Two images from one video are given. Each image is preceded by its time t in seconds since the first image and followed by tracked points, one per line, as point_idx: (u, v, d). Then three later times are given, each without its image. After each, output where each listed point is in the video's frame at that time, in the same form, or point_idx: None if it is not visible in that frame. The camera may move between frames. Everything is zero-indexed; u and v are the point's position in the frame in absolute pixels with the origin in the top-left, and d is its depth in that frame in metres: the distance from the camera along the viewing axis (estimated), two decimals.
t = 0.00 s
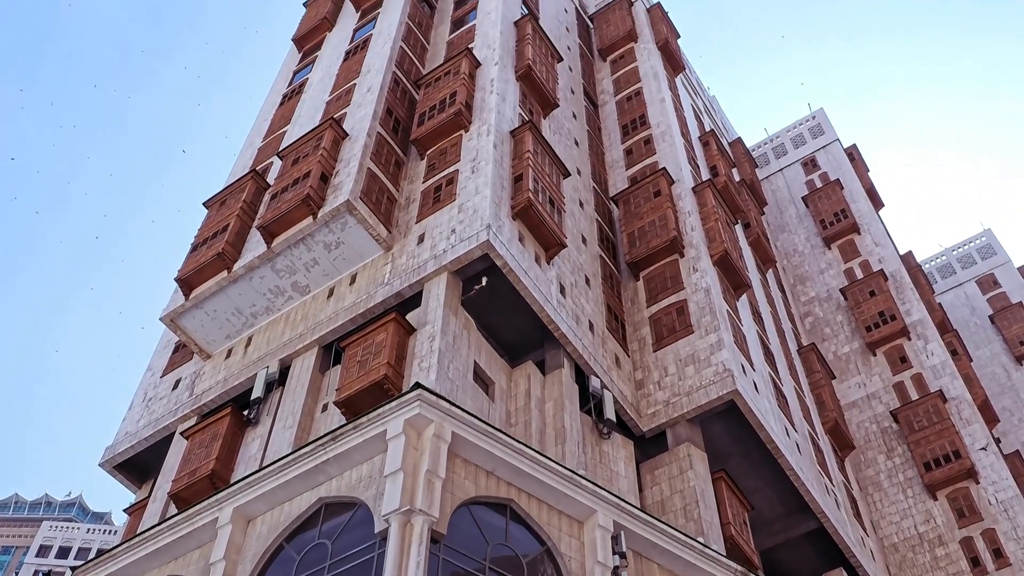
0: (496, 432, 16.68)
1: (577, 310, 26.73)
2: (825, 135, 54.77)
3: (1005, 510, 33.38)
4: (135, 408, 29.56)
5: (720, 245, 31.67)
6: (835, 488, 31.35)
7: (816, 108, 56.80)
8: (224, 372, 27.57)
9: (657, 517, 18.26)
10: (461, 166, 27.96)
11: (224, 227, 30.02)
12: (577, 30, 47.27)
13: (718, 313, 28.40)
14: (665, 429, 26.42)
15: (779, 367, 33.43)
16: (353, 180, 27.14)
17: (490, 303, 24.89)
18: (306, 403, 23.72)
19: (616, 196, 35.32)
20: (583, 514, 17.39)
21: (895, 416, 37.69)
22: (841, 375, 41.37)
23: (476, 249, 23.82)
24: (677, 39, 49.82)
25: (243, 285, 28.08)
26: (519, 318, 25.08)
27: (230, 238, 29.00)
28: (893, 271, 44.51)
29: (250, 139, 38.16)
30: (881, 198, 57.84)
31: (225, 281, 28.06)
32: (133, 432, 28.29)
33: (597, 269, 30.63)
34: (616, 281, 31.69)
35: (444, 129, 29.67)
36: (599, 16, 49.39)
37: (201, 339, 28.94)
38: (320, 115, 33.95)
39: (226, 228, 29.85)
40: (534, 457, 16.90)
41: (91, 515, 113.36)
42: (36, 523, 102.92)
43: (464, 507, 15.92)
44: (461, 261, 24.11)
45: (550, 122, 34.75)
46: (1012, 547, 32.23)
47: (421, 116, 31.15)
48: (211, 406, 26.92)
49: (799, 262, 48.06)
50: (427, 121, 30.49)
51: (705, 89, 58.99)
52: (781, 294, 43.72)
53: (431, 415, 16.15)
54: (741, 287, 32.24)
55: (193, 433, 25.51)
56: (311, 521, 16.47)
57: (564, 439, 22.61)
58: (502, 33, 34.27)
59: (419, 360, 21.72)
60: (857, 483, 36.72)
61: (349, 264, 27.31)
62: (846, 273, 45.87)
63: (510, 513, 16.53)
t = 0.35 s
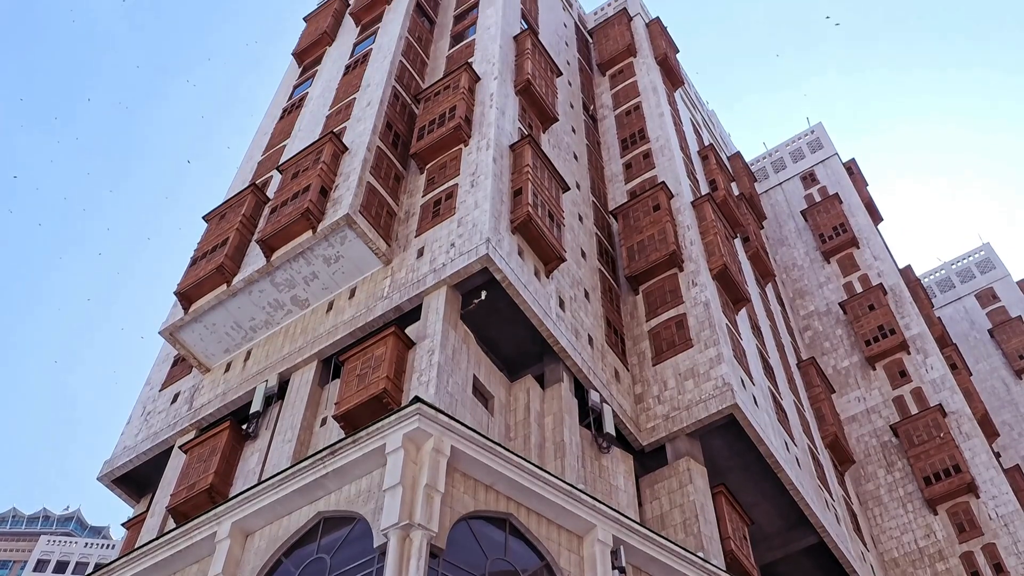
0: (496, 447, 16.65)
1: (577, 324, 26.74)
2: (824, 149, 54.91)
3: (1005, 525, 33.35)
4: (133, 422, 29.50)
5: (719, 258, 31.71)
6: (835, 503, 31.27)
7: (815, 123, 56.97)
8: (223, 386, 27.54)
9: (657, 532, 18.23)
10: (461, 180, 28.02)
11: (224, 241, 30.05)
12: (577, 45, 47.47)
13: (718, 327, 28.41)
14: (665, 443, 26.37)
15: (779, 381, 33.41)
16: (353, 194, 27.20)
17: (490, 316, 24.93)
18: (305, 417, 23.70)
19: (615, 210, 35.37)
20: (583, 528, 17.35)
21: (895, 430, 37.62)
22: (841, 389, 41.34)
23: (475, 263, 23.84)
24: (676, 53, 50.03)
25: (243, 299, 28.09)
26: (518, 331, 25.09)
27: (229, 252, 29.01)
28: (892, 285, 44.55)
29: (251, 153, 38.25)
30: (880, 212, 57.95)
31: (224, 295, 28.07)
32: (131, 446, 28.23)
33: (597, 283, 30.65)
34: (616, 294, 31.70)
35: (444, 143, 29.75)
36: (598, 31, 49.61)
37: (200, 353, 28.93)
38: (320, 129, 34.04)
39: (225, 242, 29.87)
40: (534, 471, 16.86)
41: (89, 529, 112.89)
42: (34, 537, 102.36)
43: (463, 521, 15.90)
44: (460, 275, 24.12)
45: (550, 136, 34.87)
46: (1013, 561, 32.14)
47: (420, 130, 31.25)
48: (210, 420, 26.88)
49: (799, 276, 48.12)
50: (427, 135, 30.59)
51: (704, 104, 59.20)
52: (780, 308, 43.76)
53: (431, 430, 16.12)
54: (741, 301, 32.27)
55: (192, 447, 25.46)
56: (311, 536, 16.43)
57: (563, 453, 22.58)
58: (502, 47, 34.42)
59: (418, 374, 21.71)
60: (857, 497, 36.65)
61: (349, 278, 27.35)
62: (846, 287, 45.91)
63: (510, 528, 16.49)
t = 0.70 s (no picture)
0: (495, 459, 16.63)
1: (576, 336, 26.75)
2: (823, 161, 55.06)
3: (1005, 537, 33.26)
4: (132, 434, 29.45)
5: (718, 271, 31.74)
6: (835, 516, 31.21)
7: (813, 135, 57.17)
8: (222, 398, 27.51)
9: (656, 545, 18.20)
10: (460, 192, 28.08)
11: (223, 253, 30.07)
12: (577, 58, 47.64)
13: (717, 339, 28.42)
14: (664, 456, 26.34)
15: (778, 394, 33.38)
16: (352, 207, 27.25)
17: (489, 329, 24.93)
18: (304, 429, 23.67)
19: (614, 222, 35.43)
20: (582, 541, 17.31)
21: (894, 443, 37.56)
22: (840, 402, 41.33)
23: (474, 275, 23.88)
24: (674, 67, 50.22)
25: (242, 311, 28.10)
26: (517, 343, 25.09)
27: (228, 264, 29.02)
28: (891, 297, 44.59)
29: (251, 165, 38.33)
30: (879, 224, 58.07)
31: (224, 307, 28.07)
32: (130, 458, 28.16)
33: (596, 295, 30.67)
34: (615, 307, 31.72)
35: (443, 156, 29.84)
36: (597, 44, 49.80)
37: (199, 365, 28.92)
38: (319, 142, 34.13)
39: (225, 254, 29.90)
40: (533, 484, 16.83)
41: (86, 542, 112.37)
42: (31, 550, 101.82)
43: (462, 534, 15.88)
44: (460, 287, 24.16)
45: (549, 149, 34.98)
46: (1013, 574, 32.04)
47: (420, 143, 31.33)
48: (208, 432, 26.85)
49: (798, 288, 48.16)
50: (426, 148, 30.68)
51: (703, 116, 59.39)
52: (779, 321, 43.79)
53: (430, 442, 16.11)
54: (740, 314, 32.29)
55: (191, 459, 25.41)
56: (309, 548, 16.39)
57: (563, 466, 22.55)
58: (501, 60, 34.57)
59: (417, 387, 21.70)
60: (857, 510, 36.58)
61: (348, 290, 27.37)
62: (845, 299, 45.96)
63: (509, 541, 16.46)
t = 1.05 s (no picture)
0: (493, 470, 16.61)
1: (574, 348, 26.76)
2: (821, 173, 55.19)
3: (1004, 549, 33.21)
4: (129, 445, 29.39)
5: (717, 282, 31.76)
6: (834, 528, 31.15)
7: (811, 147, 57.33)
8: (220, 409, 27.48)
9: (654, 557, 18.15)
10: (459, 204, 28.12)
11: (221, 264, 30.08)
12: (575, 70, 47.80)
13: (716, 351, 28.42)
14: (663, 468, 26.30)
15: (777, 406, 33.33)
16: (352, 218, 27.30)
17: (488, 340, 24.92)
18: (302, 441, 23.64)
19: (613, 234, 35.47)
20: (581, 553, 17.26)
21: (893, 455, 37.50)
22: (839, 414, 41.33)
23: (473, 286, 23.89)
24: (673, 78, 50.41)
25: (240, 322, 28.09)
26: (516, 355, 25.08)
27: (226, 275, 29.03)
28: (890, 309, 44.63)
29: (250, 176, 38.40)
30: (877, 236, 58.16)
31: (222, 318, 28.05)
32: (127, 469, 28.09)
33: (594, 306, 30.68)
34: (613, 318, 31.73)
35: (443, 167, 29.89)
36: (596, 56, 49.97)
37: (197, 375, 28.90)
38: (319, 153, 34.21)
39: (223, 265, 29.90)
40: (531, 495, 16.80)
41: (83, 553, 111.91)
42: (28, 560, 101.34)
43: (460, 546, 15.84)
44: (458, 298, 24.17)
45: (548, 160, 35.08)
46: None
47: (419, 154, 31.40)
48: (206, 443, 26.80)
49: (796, 300, 48.20)
50: (425, 159, 30.74)
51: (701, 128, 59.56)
52: (778, 332, 43.82)
53: (428, 453, 16.09)
54: (739, 325, 32.30)
55: (188, 470, 25.36)
56: (307, 560, 16.34)
57: (561, 478, 22.50)
58: (500, 72, 34.70)
59: (416, 398, 21.68)
60: (856, 522, 36.53)
61: (347, 301, 27.38)
62: (843, 311, 46.00)
63: (507, 552, 16.41)
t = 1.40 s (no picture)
0: (491, 480, 16.59)
1: (573, 357, 26.76)
2: (819, 183, 55.32)
3: (1003, 560, 33.16)
4: (127, 454, 29.33)
5: (715, 292, 31.78)
6: (832, 538, 31.09)
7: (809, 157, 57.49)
8: (218, 418, 27.43)
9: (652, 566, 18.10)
10: (458, 213, 28.16)
11: (220, 272, 30.08)
12: (574, 80, 47.94)
13: (715, 360, 28.42)
14: (661, 477, 26.27)
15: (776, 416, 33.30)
16: (350, 227, 27.32)
17: (487, 350, 24.91)
18: (300, 450, 23.61)
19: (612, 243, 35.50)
20: (579, 563, 17.22)
21: (892, 465, 37.43)
22: (837, 423, 41.31)
23: (472, 295, 23.90)
24: (671, 88, 50.55)
25: (239, 330, 28.07)
26: (515, 365, 25.08)
27: (225, 283, 29.03)
28: (888, 318, 44.67)
29: (249, 184, 38.45)
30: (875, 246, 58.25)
31: (221, 326, 28.04)
32: (125, 478, 28.02)
33: (593, 315, 30.69)
34: (612, 327, 31.73)
35: (442, 176, 29.95)
36: (595, 65, 50.11)
37: (195, 384, 28.87)
38: (318, 162, 34.27)
39: (221, 273, 29.89)
40: (529, 505, 16.77)
41: (80, 562, 111.48)
42: (24, 569, 100.88)
43: (458, 555, 15.79)
44: (457, 307, 24.17)
45: (547, 170, 35.14)
46: None
47: (418, 163, 31.46)
48: (204, 452, 26.75)
49: (794, 310, 48.25)
50: (424, 168, 30.80)
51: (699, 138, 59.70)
52: (776, 342, 43.84)
53: (426, 462, 16.06)
54: (737, 335, 32.31)
55: (186, 479, 25.29)
56: (304, 569, 16.29)
57: (559, 487, 22.46)
58: (500, 82, 34.81)
59: (414, 407, 21.67)
60: (854, 532, 36.49)
61: (345, 310, 27.37)
62: (842, 320, 46.04)
63: (505, 562, 16.35)
